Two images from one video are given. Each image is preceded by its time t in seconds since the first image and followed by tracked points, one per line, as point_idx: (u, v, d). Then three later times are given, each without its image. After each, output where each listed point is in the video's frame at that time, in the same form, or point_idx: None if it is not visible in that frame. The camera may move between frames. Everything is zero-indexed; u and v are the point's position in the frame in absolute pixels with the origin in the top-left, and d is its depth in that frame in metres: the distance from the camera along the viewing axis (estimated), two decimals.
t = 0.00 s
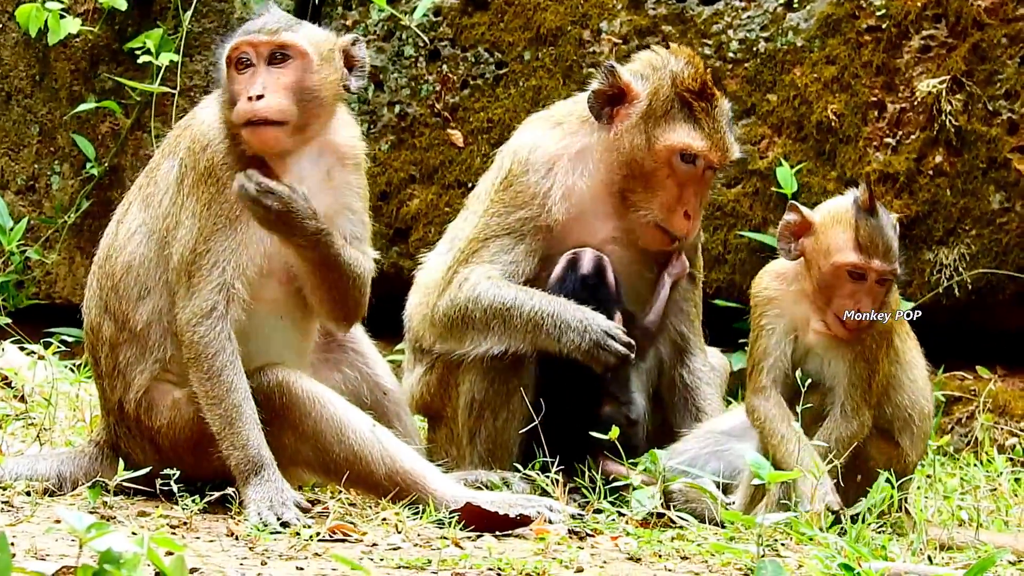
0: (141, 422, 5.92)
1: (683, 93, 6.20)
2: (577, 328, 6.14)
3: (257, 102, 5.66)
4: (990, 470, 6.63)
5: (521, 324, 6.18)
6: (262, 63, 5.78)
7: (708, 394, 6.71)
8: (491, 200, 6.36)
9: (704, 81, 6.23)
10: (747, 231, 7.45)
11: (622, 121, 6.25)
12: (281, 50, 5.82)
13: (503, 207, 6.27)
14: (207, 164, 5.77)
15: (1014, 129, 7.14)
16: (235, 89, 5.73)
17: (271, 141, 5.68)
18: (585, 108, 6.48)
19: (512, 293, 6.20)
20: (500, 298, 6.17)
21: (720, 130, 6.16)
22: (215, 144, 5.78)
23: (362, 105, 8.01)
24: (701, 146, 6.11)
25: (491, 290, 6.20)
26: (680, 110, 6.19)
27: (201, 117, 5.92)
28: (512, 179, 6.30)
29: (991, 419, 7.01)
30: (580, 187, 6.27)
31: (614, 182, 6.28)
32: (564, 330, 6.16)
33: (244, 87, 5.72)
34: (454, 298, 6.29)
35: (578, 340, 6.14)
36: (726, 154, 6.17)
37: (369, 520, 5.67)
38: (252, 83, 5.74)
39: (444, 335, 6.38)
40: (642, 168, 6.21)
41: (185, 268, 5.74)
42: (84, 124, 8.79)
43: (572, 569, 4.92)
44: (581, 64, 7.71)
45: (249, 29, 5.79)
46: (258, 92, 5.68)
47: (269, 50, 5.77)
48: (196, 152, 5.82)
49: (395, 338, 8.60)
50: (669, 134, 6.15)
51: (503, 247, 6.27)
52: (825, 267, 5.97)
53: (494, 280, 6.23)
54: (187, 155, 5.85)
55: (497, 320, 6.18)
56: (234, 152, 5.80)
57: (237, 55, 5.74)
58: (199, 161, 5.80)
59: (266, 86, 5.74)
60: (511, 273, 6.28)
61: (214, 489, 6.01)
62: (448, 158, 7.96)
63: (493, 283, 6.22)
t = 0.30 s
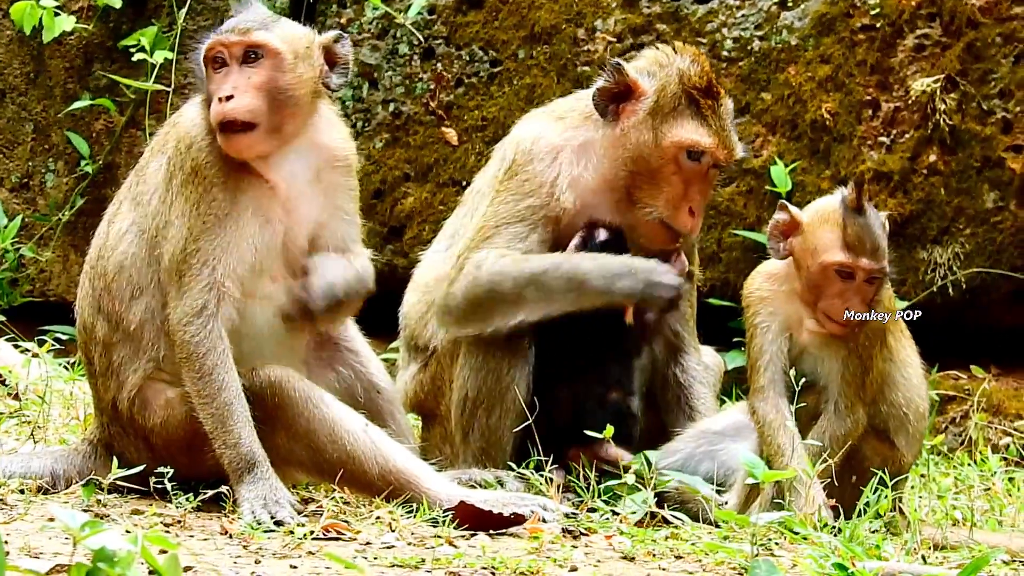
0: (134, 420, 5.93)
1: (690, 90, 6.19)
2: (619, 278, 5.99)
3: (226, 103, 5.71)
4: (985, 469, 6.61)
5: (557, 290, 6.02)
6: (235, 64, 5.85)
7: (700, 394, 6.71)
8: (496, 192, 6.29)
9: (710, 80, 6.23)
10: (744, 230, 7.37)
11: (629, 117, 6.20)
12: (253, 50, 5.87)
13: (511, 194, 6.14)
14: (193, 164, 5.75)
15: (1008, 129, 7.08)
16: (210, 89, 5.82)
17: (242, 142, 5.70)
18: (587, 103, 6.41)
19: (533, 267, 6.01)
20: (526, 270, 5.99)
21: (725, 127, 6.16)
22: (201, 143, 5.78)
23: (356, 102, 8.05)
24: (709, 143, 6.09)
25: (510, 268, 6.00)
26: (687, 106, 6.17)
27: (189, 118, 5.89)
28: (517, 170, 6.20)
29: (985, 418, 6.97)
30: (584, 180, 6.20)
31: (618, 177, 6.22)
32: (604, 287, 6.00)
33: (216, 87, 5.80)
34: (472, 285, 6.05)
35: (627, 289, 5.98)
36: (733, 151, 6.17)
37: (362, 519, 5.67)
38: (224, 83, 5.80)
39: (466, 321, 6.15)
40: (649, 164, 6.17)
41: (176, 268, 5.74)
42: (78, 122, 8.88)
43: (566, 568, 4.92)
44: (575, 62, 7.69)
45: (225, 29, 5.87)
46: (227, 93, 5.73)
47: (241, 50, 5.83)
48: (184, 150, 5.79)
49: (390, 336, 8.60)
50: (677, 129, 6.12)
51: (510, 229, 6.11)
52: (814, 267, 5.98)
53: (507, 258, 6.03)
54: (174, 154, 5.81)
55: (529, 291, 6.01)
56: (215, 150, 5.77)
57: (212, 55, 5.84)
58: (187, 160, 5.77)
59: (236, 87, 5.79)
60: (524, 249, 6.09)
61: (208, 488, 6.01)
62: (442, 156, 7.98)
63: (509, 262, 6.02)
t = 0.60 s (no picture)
0: (104, 430, 5.49)
1: (706, 74, 5.83)
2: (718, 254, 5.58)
3: (201, 93, 5.18)
4: (1012, 481, 6.14)
5: (651, 271, 5.61)
6: (210, 53, 5.33)
7: (708, 401, 6.36)
8: (516, 181, 5.85)
9: (726, 65, 5.87)
10: (751, 227, 6.78)
11: (640, 103, 5.84)
12: (228, 37, 5.35)
13: (546, 173, 5.69)
14: (167, 157, 5.28)
15: None
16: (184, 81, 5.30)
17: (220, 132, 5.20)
18: (594, 90, 6.02)
19: (615, 252, 5.64)
20: (608, 254, 5.62)
21: (744, 113, 5.82)
22: (173, 134, 5.29)
23: (340, 90, 7.34)
24: (726, 130, 5.75)
25: (587, 252, 5.60)
26: (703, 90, 5.82)
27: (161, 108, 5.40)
28: (535, 153, 5.78)
29: (1013, 427, 6.43)
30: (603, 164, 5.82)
31: (632, 165, 5.83)
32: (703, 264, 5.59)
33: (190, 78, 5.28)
34: (550, 272, 5.58)
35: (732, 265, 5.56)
36: (750, 141, 5.83)
37: (347, 535, 5.27)
38: (198, 73, 5.29)
39: (543, 310, 5.71)
40: (662, 152, 5.80)
41: (150, 266, 5.28)
42: (42, 111, 8.12)
43: None
44: (575, 47, 7.05)
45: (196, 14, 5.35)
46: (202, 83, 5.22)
47: (215, 37, 5.31)
48: (157, 143, 5.32)
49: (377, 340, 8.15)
50: (692, 114, 5.79)
51: (562, 203, 5.66)
52: (828, 268, 5.51)
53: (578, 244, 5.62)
54: (147, 146, 5.35)
55: (619, 274, 5.61)
56: (189, 140, 5.31)
57: (184, 43, 5.32)
58: (161, 152, 5.30)
59: (211, 76, 5.27)
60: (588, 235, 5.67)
61: (182, 502, 5.58)
62: (432, 148, 7.29)
63: (581, 247, 5.61)
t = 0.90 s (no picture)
0: (90, 433, 5.46)
1: (695, 81, 5.76)
2: (712, 248, 5.62)
3: (229, 98, 5.14)
4: (997, 482, 6.13)
5: (645, 270, 5.64)
6: (229, 54, 5.23)
7: (695, 403, 6.34)
8: (510, 184, 5.84)
9: (716, 69, 5.79)
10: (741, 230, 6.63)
11: (629, 110, 5.79)
12: (251, 40, 5.25)
13: (541, 176, 5.72)
14: (166, 158, 5.29)
15: (1022, 119, 6.48)
16: (203, 81, 5.18)
17: (243, 143, 5.25)
18: (587, 93, 5.99)
19: (611, 251, 5.66)
20: (603, 257, 5.63)
21: (732, 120, 5.75)
22: (173, 135, 5.31)
23: (325, 93, 7.32)
24: (712, 136, 5.68)
25: (584, 253, 5.62)
26: (691, 97, 5.76)
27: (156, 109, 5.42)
28: (529, 154, 5.78)
29: (998, 428, 6.34)
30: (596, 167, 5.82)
31: (621, 171, 5.80)
32: (697, 262, 5.62)
33: (213, 79, 5.17)
34: (549, 276, 5.62)
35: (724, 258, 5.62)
36: (739, 147, 5.77)
37: (332, 537, 5.27)
38: (221, 74, 5.18)
39: (544, 314, 5.73)
40: (650, 159, 5.75)
41: (145, 265, 5.28)
42: (29, 114, 8.04)
43: None
44: (560, 49, 7.04)
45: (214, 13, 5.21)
46: (230, 87, 5.16)
47: (239, 41, 5.21)
48: (155, 144, 5.33)
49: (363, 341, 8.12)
50: (678, 121, 5.72)
51: (557, 206, 5.67)
52: (813, 273, 5.47)
53: (577, 245, 5.63)
54: (144, 148, 5.36)
55: (615, 275, 5.64)
56: (190, 140, 5.32)
57: (202, 43, 5.16)
58: (160, 153, 5.31)
59: (237, 79, 5.20)
60: (586, 235, 5.69)
61: (168, 504, 5.57)
62: (417, 150, 7.29)
63: (579, 248, 5.63)
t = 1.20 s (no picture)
0: (77, 435, 5.47)
1: (673, 83, 5.79)
2: (693, 255, 5.69)
3: (224, 96, 5.19)
4: (983, 484, 6.10)
5: (627, 281, 5.69)
6: (226, 54, 5.29)
7: (681, 405, 6.33)
8: (492, 191, 5.87)
9: (695, 71, 5.80)
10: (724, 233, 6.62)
11: (609, 114, 5.82)
12: (247, 39, 5.32)
13: (524, 184, 5.73)
14: (161, 157, 5.32)
15: (1008, 122, 6.48)
16: (197, 79, 5.24)
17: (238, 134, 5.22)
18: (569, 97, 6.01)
19: (591, 262, 5.69)
20: (586, 268, 5.66)
21: (712, 122, 5.78)
22: (169, 134, 5.33)
23: (312, 96, 7.32)
24: (691, 139, 5.73)
25: (566, 265, 5.64)
26: (669, 100, 5.79)
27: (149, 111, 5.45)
28: (511, 161, 5.80)
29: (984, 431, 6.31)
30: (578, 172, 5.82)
31: (601, 176, 5.82)
32: (679, 270, 5.69)
33: (207, 77, 5.23)
34: (531, 288, 5.65)
35: (705, 265, 5.68)
36: (719, 148, 5.79)
37: (319, 539, 5.26)
38: (216, 72, 5.24)
39: (528, 327, 5.77)
40: (629, 163, 5.78)
41: (138, 263, 5.29)
42: (15, 116, 8.03)
43: None
44: (546, 51, 7.05)
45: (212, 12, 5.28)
46: (224, 85, 5.22)
47: (236, 40, 5.27)
48: (149, 143, 5.35)
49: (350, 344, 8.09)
50: (657, 125, 5.76)
51: (540, 215, 5.69)
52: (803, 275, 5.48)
53: (560, 256, 5.66)
54: (138, 147, 5.38)
55: (597, 287, 5.68)
56: (185, 140, 5.34)
57: (198, 42, 5.25)
58: (154, 152, 5.33)
59: (233, 78, 5.26)
60: (569, 245, 5.71)
61: (154, 506, 5.57)
62: (404, 152, 7.29)
63: (560, 258, 5.65)
